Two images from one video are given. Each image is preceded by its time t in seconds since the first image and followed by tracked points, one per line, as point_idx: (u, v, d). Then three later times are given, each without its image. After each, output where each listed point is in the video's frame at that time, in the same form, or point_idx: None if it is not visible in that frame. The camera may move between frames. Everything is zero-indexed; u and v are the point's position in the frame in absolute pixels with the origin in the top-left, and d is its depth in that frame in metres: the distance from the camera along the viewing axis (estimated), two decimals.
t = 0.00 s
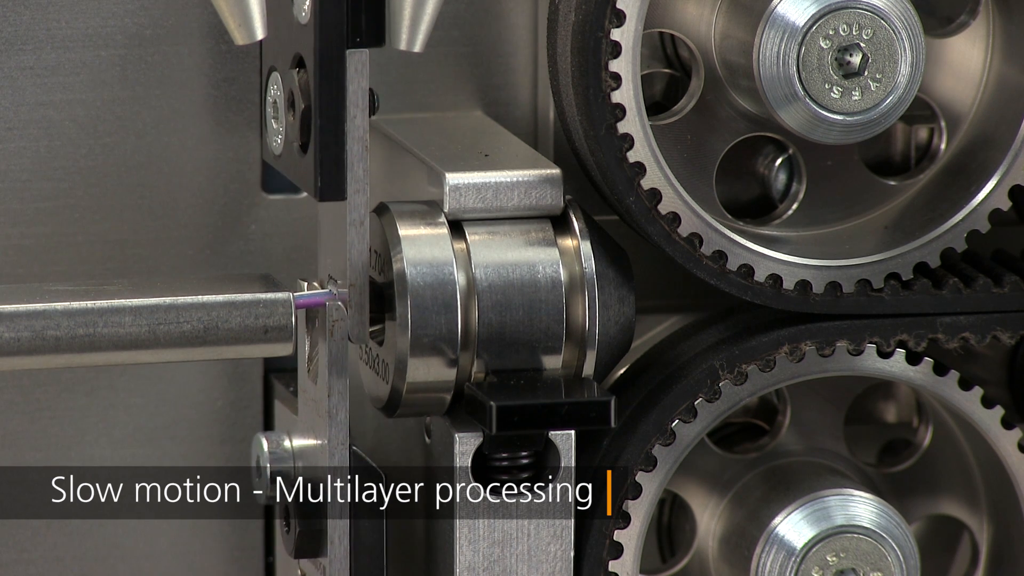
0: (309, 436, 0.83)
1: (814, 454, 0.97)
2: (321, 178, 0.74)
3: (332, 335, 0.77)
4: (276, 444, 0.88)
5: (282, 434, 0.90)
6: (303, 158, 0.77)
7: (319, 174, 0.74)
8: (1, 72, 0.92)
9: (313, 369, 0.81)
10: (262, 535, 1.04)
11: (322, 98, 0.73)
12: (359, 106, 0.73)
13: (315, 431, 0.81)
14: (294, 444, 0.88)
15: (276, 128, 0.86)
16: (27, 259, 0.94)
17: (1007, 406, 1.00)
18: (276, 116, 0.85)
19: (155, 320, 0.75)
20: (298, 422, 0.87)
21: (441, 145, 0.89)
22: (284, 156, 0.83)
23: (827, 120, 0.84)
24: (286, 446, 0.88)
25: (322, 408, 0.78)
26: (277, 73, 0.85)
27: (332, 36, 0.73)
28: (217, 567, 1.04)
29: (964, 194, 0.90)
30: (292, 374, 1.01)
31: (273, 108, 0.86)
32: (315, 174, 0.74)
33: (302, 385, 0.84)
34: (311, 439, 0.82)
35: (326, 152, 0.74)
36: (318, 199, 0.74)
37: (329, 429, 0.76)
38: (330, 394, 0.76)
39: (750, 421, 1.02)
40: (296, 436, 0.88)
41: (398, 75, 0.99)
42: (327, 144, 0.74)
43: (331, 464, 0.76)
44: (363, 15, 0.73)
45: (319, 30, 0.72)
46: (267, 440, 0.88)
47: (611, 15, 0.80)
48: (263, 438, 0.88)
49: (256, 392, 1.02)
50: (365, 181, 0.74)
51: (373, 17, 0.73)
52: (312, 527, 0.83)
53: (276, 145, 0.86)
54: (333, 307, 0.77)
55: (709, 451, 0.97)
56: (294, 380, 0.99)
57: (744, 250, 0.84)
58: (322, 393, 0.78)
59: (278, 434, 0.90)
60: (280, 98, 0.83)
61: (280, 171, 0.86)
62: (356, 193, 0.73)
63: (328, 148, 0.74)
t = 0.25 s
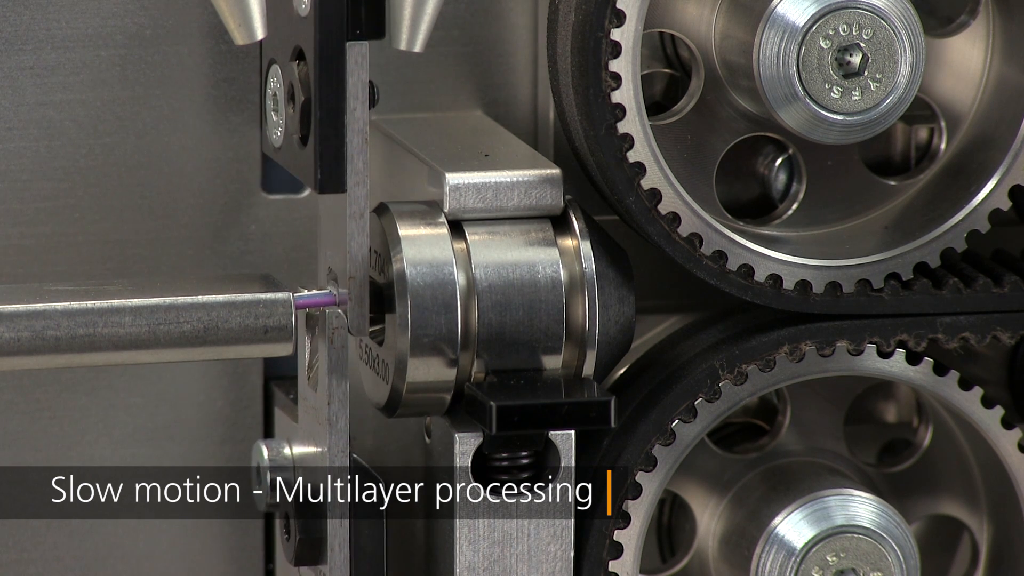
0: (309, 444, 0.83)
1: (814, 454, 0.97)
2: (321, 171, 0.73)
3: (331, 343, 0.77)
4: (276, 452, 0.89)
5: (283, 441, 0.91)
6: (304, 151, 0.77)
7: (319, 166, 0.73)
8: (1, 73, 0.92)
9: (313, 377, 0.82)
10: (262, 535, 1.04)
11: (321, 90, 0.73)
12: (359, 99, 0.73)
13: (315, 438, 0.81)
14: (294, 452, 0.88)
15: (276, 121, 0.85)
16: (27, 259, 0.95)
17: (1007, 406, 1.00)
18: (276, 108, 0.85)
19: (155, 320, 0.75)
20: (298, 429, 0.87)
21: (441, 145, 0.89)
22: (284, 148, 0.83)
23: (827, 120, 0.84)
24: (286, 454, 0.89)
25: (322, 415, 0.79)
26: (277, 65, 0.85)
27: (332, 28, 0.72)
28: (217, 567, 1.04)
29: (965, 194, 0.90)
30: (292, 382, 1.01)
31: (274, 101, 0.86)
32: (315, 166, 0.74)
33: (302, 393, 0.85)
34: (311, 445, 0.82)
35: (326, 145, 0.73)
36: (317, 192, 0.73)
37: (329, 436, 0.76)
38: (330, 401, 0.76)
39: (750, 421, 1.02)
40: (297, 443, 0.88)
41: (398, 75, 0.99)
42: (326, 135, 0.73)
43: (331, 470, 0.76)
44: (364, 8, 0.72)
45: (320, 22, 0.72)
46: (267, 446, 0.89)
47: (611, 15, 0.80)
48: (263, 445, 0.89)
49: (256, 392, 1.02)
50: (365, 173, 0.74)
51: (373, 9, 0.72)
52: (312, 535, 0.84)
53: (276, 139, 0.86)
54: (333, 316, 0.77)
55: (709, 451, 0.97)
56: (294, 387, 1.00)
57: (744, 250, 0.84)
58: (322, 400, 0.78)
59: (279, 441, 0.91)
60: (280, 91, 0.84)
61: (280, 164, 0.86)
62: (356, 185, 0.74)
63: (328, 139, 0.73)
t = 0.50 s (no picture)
0: (309, 447, 0.84)
1: (814, 454, 0.97)
2: (321, 163, 0.72)
3: (332, 352, 0.77)
4: (276, 459, 0.89)
5: (283, 449, 0.90)
6: (304, 143, 0.77)
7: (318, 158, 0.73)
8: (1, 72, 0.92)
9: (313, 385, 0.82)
10: (262, 535, 1.04)
11: (321, 81, 0.72)
12: (359, 91, 0.73)
13: (315, 446, 0.81)
14: (294, 459, 0.88)
15: (276, 113, 0.85)
16: (27, 259, 0.95)
17: (1008, 406, 1.00)
18: (276, 101, 0.85)
19: (155, 320, 0.75)
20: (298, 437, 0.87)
21: (441, 145, 0.89)
22: (284, 142, 0.83)
23: (828, 120, 0.84)
24: (287, 461, 0.89)
25: (322, 423, 0.79)
26: (277, 58, 0.84)
27: (332, 19, 0.71)
28: (217, 567, 1.04)
29: (964, 194, 0.90)
30: (292, 390, 1.02)
31: (273, 93, 0.86)
32: (315, 157, 0.73)
33: (302, 401, 0.86)
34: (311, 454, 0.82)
35: (326, 136, 0.72)
36: (318, 184, 0.73)
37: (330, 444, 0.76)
38: (330, 409, 0.76)
39: (750, 421, 1.02)
40: (296, 451, 0.88)
41: (398, 75, 0.99)
42: (326, 127, 0.72)
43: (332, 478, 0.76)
44: (363, 2, 0.71)
45: (320, 13, 0.71)
46: (267, 455, 0.89)
47: (611, 15, 0.80)
48: (263, 453, 0.89)
49: (256, 392, 1.02)
50: (365, 165, 0.73)
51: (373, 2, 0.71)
52: (312, 543, 0.84)
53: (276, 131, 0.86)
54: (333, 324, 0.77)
55: (709, 451, 0.97)
56: (294, 395, 1.00)
57: (744, 250, 0.84)
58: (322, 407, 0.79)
59: (279, 449, 0.90)
60: (281, 83, 0.83)
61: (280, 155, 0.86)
62: (356, 177, 0.73)
63: (328, 131, 0.72)
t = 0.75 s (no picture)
0: (309, 448, 0.84)
1: (814, 454, 0.97)
2: (321, 155, 0.73)
3: (331, 360, 0.76)
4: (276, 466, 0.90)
5: (283, 458, 0.92)
6: (303, 135, 0.77)
7: (318, 149, 0.73)
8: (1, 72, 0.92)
9: (313, 393, 0.82)
10: (262, 535, 1.04)
11: (320, 73, 0.72)
12: (359, 83, 0.72)
13: (315, 453, 0.82)
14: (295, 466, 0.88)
15: (276, 106, 0.85)
16: (27, 258, 0.95)
17: (1008, 406, 1.00)
18: (276, 94, 0.85)
19: (155, 321, 0.75)
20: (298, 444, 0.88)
21: (441, 145, 0.90)
22: (284, 133, 0.83)
23: (828, 120, 0.84)
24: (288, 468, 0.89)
25: (321, 431, 0.79)
26: (277, 50, 0.84)
27: (332, 11, 0.71)
28: (217, 567, 1.04)
29: (964, 194, 0.90)
30: (292, 398, 1.02)
31: (273, 86, 0.85)
32: (315, 148, 0.73)
33: (302, 410, 0.85)
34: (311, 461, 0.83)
35: (326, 127, 0.73)
36: (318, 174, 0.73)
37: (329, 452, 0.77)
38: (329, 417, 0.76)
39: (750, 421, 1.02)
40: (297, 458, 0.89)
41: (399, 75, 0.99)
42: (326, 118, 0.73)
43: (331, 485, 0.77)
44: None
45: (320, 5, 0.71)
46: (267, 463, 0.91)
47: (611, 16, 0.80)
48: (263, 462, 0.91)
49: (256, 392, 1.02)
50: (365, 157, 0.73)
51: None
52: (312, 550, 0.84)
53: (276, 123, 0.85)
54: (331, 333, 0.76)
55: (709, 451, 0.97)
56: (294, 403, 1.01)
57: (744, 251, 0.84)
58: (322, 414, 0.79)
59: (279, 458, 0.92)
60: (280, 75, 0.83)
61: (280, 148, 0.86)
62: (356, 169, 0.73)
63: (328, 122, 0.73)
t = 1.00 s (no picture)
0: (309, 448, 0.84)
1: (815, 454, 0.97)
2: (321, 146, 0.72)
3: (332, 367, 0.76)
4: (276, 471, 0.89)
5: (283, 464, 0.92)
6: (304, 127, 0.77)
7: (318, 142, 0.73)
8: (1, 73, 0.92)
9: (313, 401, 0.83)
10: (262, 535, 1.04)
11: (321, 65, 0.72)
12: (359, 75, 0.73)
13: (315, 461, 0.82)
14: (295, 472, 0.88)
15: (276, 98, 0.85)
16: (27, 259, 0.95)
17: (1008, 406, 1.00)
18: (276, 86, 0.85)
19: (155, 321, 0.75)
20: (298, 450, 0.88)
21: (441, 145, 0.90)
22: (284, 125, 0.82)
23: (828, 120, 0.84)
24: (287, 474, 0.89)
25: (321, 438, 0.80)
26: (277, 43, 0.84)
27: (332, 3, 0.71)
28: (217, 567, 1.04)
29: (964, 194, 0.89)
30: (292, 406, 1.02)
31: (273, 78, 0.85)
32: (315, 140, 0.73)
33: (302, 418, 0.86)
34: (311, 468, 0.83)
35: (326, 120, 0.72)
36: (318, 167, 0.73)
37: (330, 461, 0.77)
38: (329, 425, 0.77)
39: (750, 421, 1.02)
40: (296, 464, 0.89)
41: (399, 75, 0.99)
42: (327, 111, 0.72)
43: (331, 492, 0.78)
44: None
45: None
46: (267, 469, 0.89)
47: (611, 16, 0.80)
48: (263, 467, 0.90)
49: (256, 392, 1.02)
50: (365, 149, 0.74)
51: None
52: (312, 559, 0.86)
53: (276, 116, 0.85)
54: (332, 340, 0.76)
55: (709, 451, 0.97)
56: (294, 410, 1.01)
57: (744, 250, 0.84)
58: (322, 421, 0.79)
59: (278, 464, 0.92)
60: (280, 68, 0.83)
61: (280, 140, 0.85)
62: (356, 161, 0.74)
63: (328, 115, 0.72)
